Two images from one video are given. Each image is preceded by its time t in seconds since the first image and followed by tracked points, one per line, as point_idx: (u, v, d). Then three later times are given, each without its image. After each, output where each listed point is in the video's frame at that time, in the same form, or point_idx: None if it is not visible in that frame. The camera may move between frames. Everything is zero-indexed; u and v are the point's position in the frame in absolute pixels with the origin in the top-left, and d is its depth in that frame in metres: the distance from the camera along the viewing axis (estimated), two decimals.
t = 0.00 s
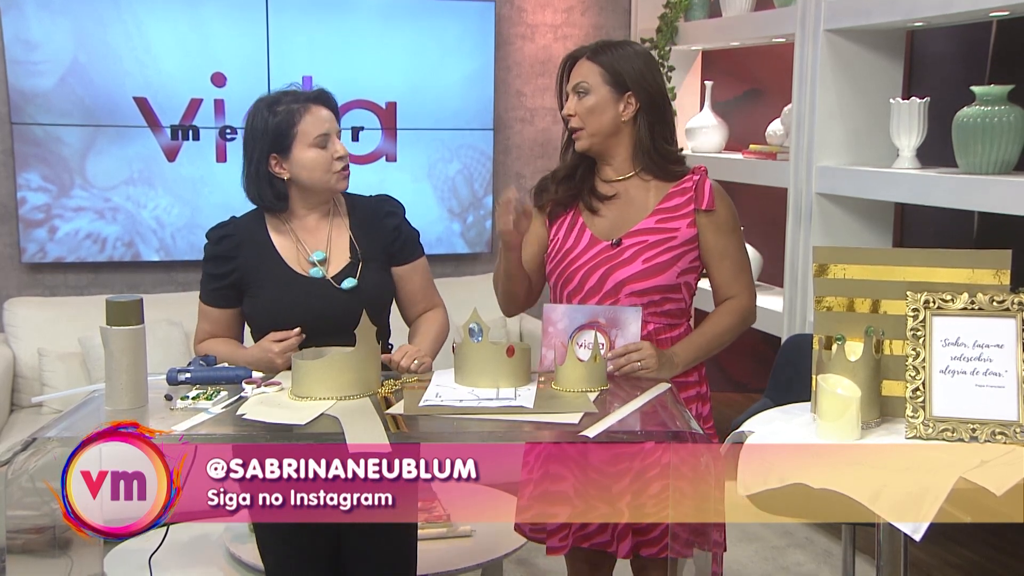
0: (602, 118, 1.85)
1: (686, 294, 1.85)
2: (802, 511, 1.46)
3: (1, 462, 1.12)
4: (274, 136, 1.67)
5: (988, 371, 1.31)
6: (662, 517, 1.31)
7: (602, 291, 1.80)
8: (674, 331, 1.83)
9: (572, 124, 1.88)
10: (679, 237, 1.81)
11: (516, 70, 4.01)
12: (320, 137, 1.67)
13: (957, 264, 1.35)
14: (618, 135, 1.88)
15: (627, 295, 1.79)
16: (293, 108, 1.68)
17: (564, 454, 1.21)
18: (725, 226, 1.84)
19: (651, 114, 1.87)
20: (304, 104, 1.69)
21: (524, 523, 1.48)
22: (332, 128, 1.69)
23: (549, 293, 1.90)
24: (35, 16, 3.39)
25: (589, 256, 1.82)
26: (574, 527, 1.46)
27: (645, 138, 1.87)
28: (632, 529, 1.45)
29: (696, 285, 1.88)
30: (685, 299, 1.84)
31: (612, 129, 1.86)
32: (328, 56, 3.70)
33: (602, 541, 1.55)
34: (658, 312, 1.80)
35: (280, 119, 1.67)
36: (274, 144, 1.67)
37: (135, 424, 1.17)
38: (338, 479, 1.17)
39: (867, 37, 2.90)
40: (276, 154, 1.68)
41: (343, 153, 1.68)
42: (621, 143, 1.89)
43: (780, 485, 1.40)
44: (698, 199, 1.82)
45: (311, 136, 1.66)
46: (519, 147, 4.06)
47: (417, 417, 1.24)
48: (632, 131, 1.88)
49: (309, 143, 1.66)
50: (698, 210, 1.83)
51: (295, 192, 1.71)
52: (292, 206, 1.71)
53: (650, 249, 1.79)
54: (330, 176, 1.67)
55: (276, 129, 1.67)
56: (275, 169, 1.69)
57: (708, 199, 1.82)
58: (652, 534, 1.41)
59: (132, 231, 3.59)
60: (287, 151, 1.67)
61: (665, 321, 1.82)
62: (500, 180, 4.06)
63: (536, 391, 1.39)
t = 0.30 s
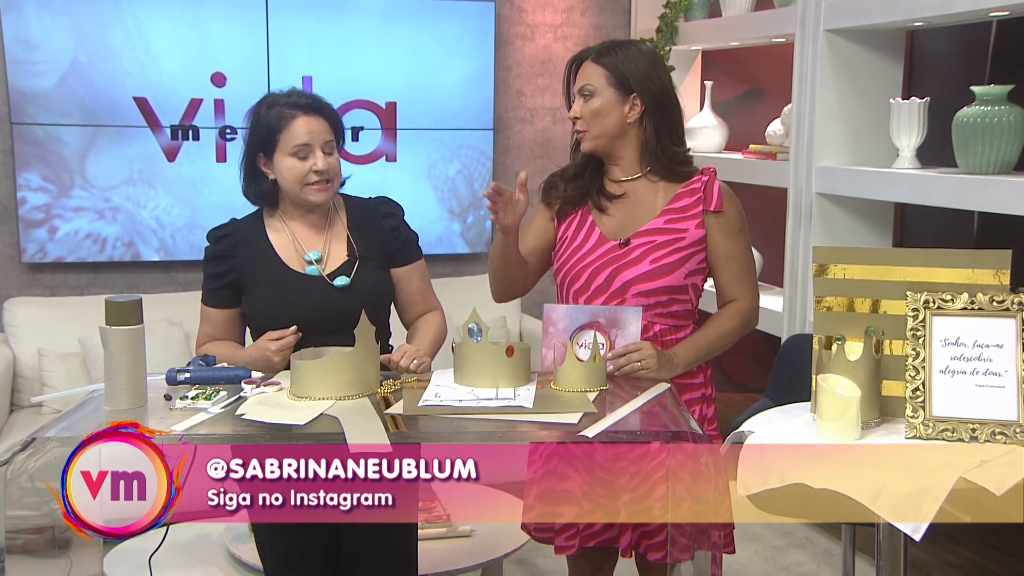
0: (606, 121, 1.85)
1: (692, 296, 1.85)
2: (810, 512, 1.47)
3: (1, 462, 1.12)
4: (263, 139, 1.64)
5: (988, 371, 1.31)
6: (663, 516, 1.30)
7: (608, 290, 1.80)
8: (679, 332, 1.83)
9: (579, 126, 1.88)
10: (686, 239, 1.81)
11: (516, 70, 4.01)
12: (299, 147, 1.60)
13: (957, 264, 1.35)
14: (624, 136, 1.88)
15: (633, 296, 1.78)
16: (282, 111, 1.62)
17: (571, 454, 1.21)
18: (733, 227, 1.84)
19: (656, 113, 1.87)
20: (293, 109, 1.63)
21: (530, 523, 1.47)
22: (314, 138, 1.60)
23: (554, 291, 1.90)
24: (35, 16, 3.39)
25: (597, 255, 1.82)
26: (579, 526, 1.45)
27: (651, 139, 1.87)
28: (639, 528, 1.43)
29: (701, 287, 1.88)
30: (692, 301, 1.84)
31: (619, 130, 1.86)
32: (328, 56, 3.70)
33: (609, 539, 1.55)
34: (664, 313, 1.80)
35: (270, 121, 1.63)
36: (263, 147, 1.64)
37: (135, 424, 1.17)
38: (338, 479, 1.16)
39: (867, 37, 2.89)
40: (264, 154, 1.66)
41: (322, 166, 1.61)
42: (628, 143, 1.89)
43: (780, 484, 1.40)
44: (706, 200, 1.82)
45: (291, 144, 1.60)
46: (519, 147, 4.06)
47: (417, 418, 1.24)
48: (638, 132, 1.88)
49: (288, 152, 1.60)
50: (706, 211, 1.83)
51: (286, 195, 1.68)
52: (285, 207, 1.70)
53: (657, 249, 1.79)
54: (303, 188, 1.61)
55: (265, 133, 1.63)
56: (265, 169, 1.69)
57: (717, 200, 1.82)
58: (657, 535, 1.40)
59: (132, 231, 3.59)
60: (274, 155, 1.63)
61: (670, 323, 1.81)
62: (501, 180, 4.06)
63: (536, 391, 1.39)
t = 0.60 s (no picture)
0: (609, 122, 1.85)
1: (693, 298, 1.84)
2: (793, 508, 1.46)
3: (1, 462, 1.12)
4: (268, 140, 1.63)
5: (988, 371, 1.31)
6: (663, 516, 1.30)
7: (608, 292, 1.80)
8: (679, 334, 1.83)
9: (582, 125, 1.88)
10: (687, 241, 1.81)
11: (516, 70, 4.01)
12: (303, 154, 1.59)
13: (956, 264, 1.35)
14: (627, 137, 1.88)
15: (633, 298, 1.79)
16: (287, 114, 1.61)
17: (571, 454, 1.21)
18: (735, 229, 1.83)
19: (660, 115, 1.86)
20: (300, 114, 1.61)
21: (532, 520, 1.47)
22: (319, 146, 1.60)
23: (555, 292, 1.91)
24: (35, 16, 3.39)
25: (598, 257, 1.82)
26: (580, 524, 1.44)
27: (654, 140, 1.86)
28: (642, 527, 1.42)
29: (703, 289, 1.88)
30: (692, 303, 1.84)
31: (621, 131, 1.86)
32: (328, 56, 3.70)
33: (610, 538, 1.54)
34: (663, 316, 1.80)
35: (277, 123, 1.62)
36: (267, 148, 1.63)
37: (135, 424, 1.17)
38: (338, 479, 1.17)
39: (868, 37, 2.89)
40: (269, 154, 1.65)
41: (324, 174, 1.61)
42: (631, 144, 1.89)
43: (780, 484, 1.40)
44: (708, 203, 1.82)
45: (295, 150, 1.60)
46: (519, 147, 4.06)
47: (416, 418, 1.24)
48: (641, 133, 1.88)
49: (292, 157, 1.60)
50: (708, 214, 1.82)
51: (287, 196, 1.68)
52: (287, 207, 1.69)
53: (657, 252, 1.79)
54: (305, 196, 1.62)
55: (270, 135, 1.62)
56: (269, 167, 1.69)
57: (718, 202, 1.81)
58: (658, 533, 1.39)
59: (132, 231, 3.59)
60: (277, 157, 1.63)
61: (670, 325, 1.81)
62: (500, 180, 4.06)
63: (536, 391, 1.39)
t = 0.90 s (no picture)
0: (609, 119, 1.85)
1: (692, 298, 1.84)
2: (787, 506, 1.46)
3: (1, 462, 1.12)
4: (271, 136, 1.64)
5: (988, 371, 1.31)
6: (663, 516, 1.30)
7: (606, 293, 1.81)
8: (678, 334, 1.83)
9: (582, 125, 1.88)
10: (684, 242, 1.81)
11: (516, 70, 4.01)
12: (305, 149, 1.59)
13: (956, 264, 1.35)
14: (627, 136, 1.88)
15: (630, 298, 1.79)
16: (288, 112, 1.61)
17: (568, 453, 1.21)
18: (733, 229, 1.83)
19: (660, 113, 1.86)
20: (303, 110, 1.62)
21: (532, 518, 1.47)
22: (319, 146, 1.59)
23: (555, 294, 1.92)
24: (35, 16, 3.39)
25: (595, 258, 1.83)
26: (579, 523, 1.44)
27: (653, 140, 1.86)
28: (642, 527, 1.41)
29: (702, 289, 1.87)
30: (690, 303, 1.83)
31: (621, 129, 1.86)
32: (328, 55, 3.70)
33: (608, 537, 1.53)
34: (661, 316, 1.80)
35: (280, 119, 1.62)
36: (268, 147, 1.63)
37: (135, 424, 1.17)
38: (338, 479, 1.17)
39: (868, 37, 2.90)
40: (271, 150, 1.65)
41: (325, 170, 1.60)
42: (631, 144, 1.88)
43: (780, 484, 1.40)
44: (705, 203, 1.82)
45: (297, 145, 1.60)
46: (519, 147, 4.06)
47: (416, 418, 1.24)
48: (641, 131, 1.88)
49: (293, 155, 1.60)
50: (705, 215, 1.82)
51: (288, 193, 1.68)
52: (288, 205, 1.68)
53: (654, 252, 1.80)
54: (305, 190, 1.61)
55: (273, 130, 1.63)
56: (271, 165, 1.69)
57: (717, 202, 1.81)
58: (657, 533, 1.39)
59: (132, 231, 3.59)
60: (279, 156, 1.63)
61: (667, 326, 1.81)
62: (500, 180, 4.06)
63: (536, 391, 1.39)
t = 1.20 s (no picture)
0: (610, 122, 1.85)
1: (691, 299, 1.84)
2: (785, 505, 1.47)
3: (1, 462, 1.12)
4: (273, 141, 1.63)
5: (988, 371, 1.31)
6: (663, 515, 1.30)
7: (605, 292, 1.82)
8: (677, 334, 1.83)
9: (582, 125, 1.89)
10: (683, 242, 1.81)
11: (516, 70, 4.01)
12: (307, 158, 1.59)
13: (956, 264, 1.35)
14: (627, 137, 1.88)
15: (628, 298, 1.80)
16: (290, 112, 1.61)
17: (567, 453, 1.23)
18: (732, 230, 1.83)
19: (661, 118, 1.86)
20: (305, 118, 1.60)
21: (532, 517, 1.48)
22: (320, 147, 1.59)
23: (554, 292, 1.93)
24: (35, 16, 3.39)
25: (594, 257, 1.84)
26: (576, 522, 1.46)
27: (653, 140, 1.86)
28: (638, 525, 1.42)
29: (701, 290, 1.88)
30: (689, 303, 1.83)
31: (621, 131, 1.86)
32: (329, 56, 3.70)
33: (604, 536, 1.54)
34: (659, 316, 1.80)
35: (282, 124, 1.61)
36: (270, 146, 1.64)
37: (135, 424, 1.17)
38: (338, 479, 1.16)
39: (868, 38, 2.90)
40: (274, 154, 1.65)
41: (326, 179, 1.60)
42: (631, 144, 1.88)
43: (780, 484, 1.40)
44: (704, 203, 1.82)
45: (299, 154, 1.59)
46: (519, 147, 4.06)
47: (416, 418, 1.24)
48: (641, 133, 1.88)
49: (294, 156, 1.60)
50: (704, 215, 1.82)
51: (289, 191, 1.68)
52: (290, 206, 1.68)
53: (653, 252, 1.80)
54: (305, 194, 1.62)
55: (275, 136, 1.62)
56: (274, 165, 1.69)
57: (716, 203, 1.81)
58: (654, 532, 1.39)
59: (132, 231, 3.58)
60: (281, 156, 1.63)
61: (666, 325, 1.81)
62: (500, 180, 4.06)
63: (536, 391, 1.39)
